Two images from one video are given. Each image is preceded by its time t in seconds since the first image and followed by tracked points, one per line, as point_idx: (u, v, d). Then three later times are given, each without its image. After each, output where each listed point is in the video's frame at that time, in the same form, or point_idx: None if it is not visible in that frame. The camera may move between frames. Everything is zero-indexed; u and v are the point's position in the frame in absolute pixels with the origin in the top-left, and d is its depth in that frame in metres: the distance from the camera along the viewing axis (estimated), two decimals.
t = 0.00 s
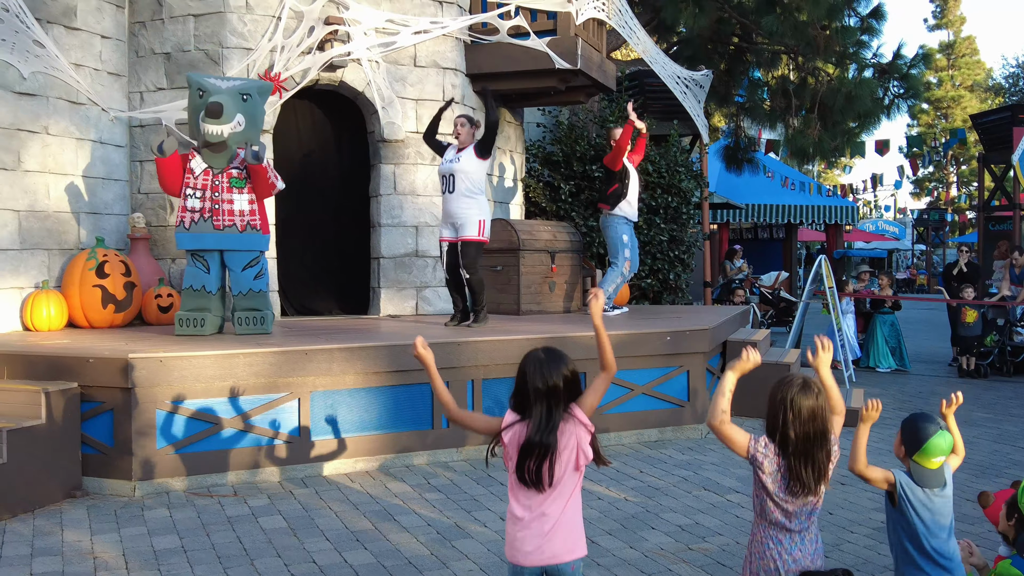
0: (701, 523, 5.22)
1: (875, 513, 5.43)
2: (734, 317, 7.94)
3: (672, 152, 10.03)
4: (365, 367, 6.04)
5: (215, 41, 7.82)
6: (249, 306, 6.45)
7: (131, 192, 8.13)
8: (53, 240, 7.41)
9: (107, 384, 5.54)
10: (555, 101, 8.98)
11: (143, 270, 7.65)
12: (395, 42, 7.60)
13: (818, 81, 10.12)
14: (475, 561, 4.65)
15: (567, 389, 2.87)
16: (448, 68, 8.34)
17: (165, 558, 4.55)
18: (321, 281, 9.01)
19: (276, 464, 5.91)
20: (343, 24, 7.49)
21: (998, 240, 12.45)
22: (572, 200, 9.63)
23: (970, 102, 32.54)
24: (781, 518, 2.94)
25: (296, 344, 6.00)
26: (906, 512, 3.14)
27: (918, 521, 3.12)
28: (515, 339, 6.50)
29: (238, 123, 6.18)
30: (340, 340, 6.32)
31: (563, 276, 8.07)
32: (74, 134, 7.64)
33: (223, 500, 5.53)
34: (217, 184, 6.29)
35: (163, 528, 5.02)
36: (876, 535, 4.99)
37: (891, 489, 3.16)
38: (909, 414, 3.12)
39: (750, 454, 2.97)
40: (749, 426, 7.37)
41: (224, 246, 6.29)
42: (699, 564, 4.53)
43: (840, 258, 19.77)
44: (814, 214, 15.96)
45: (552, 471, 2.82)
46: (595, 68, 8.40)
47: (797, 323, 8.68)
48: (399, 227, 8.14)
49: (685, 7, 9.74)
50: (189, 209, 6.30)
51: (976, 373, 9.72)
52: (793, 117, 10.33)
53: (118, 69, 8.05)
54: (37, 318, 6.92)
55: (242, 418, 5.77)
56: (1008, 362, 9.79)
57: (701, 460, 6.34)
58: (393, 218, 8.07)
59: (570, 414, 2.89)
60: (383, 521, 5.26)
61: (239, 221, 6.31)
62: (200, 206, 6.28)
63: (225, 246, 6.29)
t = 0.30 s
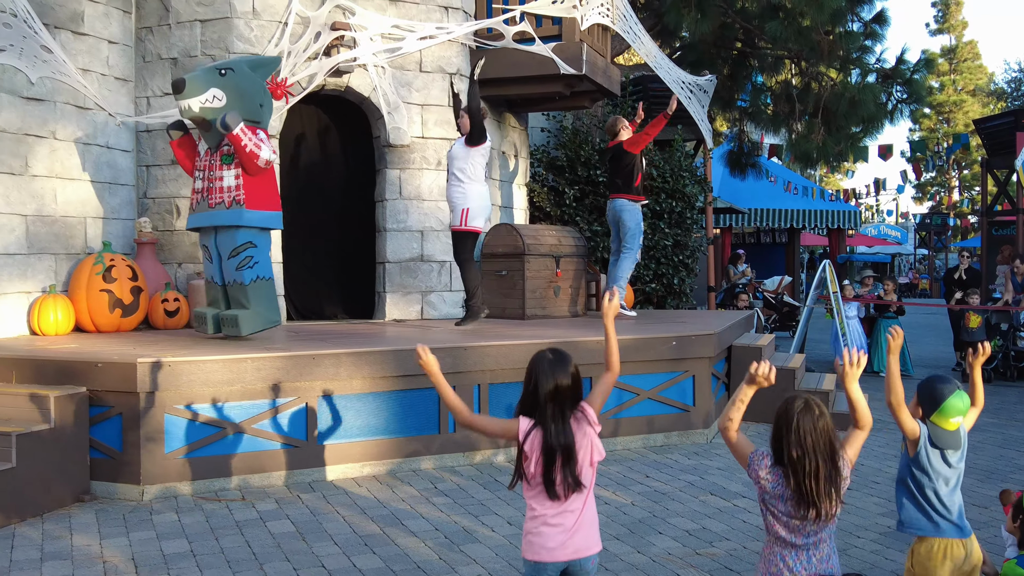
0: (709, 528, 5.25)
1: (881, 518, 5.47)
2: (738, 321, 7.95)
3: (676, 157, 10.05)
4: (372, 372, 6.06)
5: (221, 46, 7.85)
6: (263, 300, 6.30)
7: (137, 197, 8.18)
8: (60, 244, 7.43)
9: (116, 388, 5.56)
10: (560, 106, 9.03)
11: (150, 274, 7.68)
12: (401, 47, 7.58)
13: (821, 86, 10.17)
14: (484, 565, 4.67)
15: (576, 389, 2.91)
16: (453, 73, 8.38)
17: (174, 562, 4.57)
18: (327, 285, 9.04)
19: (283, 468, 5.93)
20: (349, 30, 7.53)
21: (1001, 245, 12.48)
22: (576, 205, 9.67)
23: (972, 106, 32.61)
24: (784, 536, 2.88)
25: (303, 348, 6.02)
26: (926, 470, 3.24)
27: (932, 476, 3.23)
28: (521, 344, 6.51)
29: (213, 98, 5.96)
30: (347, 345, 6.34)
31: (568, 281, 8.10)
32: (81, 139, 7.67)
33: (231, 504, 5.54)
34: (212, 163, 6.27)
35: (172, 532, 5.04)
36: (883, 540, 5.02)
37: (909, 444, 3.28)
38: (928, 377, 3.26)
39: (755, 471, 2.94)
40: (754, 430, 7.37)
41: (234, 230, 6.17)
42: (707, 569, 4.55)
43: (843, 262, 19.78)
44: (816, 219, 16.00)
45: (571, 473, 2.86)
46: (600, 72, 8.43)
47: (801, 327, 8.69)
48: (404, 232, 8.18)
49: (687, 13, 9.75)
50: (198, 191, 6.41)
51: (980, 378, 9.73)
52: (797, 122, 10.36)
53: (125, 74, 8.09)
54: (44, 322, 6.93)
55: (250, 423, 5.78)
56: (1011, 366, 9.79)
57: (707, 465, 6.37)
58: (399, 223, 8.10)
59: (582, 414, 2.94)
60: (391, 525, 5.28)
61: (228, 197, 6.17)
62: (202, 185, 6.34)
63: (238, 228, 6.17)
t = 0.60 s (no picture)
0: (714, 535, 5.27)
1: (886, 526, 5.50)
2: (741, 329, 7.98)
3: (678, 165, 10.09)
4: (377, 380, 6.08)
5: (226, 55, 7.89)
6: (262, 314, 6.32)
7: (142, 205, 8.22)
8: (65, 252, 7.46)
9: (122, 396, 5.58)
10: (563, 114, 9.07)
11: (155, 282, 7.71)
12: (405, 56, 7.61)
13: (823, 94, 10.21)
14: (489, 573, 4.69)
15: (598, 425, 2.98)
16: (457, 81, 8.40)
17: (181, 569, 4.58)
18: (331, 292, 9.05)
19: (289, 475, 5.94)
20: (353, 39, 7.60)
21: (1002, 252, 12.51)
22: (579, 212, 9.70)
23: (972, 114, 32.71)
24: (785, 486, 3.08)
25: (309, 356, 6.04)
26: (948, 486, 3.26)
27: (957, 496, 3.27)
28: (526, 350, 6.54)
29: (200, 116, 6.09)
30: (352, 352, 6.36)
31: (571, 289, 8.11)
32: (86, 147, 7.70)
33: (237, 512, 5.56)
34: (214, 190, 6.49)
35: (178, 540, 5.05)
36: (888, 548, 5.05)
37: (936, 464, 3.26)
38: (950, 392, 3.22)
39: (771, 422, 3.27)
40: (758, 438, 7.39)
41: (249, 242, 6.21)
42: None
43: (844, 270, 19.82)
44: (818, 226, 16.04)
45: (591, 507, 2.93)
46: (602, 81, 8.48)
47: (803, 335, 8.70)
48: (408, 239, 8.20)
49: (688, 21, 9.80)
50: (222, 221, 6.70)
51: (982, 385, 9.75)
52: (798, 129, 10.38)
53: (130, 83, 8.13)
54: (49, 330, 6.95)
55: (255, 431, 5.80)
56: (1014, 373, 9.81)
57: (712, 473, 6.39)
58: (402, 230, 8.12)
59: (602, 435, 3.01)
60: (397, 533, 5.29)
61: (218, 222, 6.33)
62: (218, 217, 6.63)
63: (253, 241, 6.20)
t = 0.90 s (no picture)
0: (718, 542, 5.27)
1: (890, 533, 5.54)
2: (744, 336, 8.00)
3: (680, 172, 10.10)
4: (381, 387, 6.08)
5: (229, 62, 7.91)
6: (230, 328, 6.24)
7: (144, 212, 8.23)
8: (67, 259, 7.46)
9: (126, 403, 5.57)
10: (565, 122, 9.08)
11: (158, 289, 7.70)
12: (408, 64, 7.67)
13: (824, 101, 10.24)
14: None
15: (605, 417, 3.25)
16: (460, 89, 8.42)
17: None
18: (333, 299, 9.06)
19: (293, 483, 5.93)
20: (355, 47, 7.62)
21: (1004, 259, 12.52)
22: (580, 219, 9.72)
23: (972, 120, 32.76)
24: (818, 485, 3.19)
25: (312, 363, 6.04)
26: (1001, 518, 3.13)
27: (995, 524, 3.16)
28: (529, 358, 6.54)
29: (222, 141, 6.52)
30: (356, 359, 6.37)
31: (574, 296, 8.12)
32: (89, 154, 7.72)
33: (240, 519, 5.55)
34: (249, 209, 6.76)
35: (182, 547, 5.05)
36: (892, 556, 5.05)
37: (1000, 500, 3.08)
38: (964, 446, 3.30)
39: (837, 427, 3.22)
40: (761, 445, 7.38)
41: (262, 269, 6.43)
42: None
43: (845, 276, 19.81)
44: (819, 232, 16.05)
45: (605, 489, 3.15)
46: (604, 88, 8.49)
47: (805, 342, 8.69)
48: (410, 246, 8.21)
49: (689, 28, 9.83)
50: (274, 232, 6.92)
51: (984, 392, 9.75)
52: (799, 136, 10.39)
53: (133, 90, 8.15)
54: (51, 337, 6.95)
55: (258, 438, 5.79)
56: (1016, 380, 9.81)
57: (715, 480, 6.38)
58: (405, 237, 8.13)
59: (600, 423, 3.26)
60: (400, 541, 5.29)
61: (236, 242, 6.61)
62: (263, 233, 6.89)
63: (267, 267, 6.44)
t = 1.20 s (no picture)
0: (720, 544, 5.26)
1: (893, 535, 5.56)
2: (747, 338, 7.99)
3: (682, 173, 10.09)
4: (383, 389, 6.07)
5: (230, 64, 7.90)
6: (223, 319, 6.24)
7: (145, 214, 8.22)
8: (68, 261, 7.45)
9: (127, 405, 5.56)
10: (565, 123, 9.10)
11: (158, 290, 7.69)
12: (408, 65, 7.68)
13: (825, 103, 10.18)
14: None
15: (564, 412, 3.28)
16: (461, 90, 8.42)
17: None
18: (334, 302, 9.05)
19: (294, 485, 5.92)
20: (357, 48, 7.63)
21: (1005, 261, 12.51)
22: (582, 221, 9.70)
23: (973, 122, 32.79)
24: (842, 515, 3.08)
25: (314, 365, 6.03)
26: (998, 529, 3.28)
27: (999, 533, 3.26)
28: (531, 359, 6.53)
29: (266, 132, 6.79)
30: (357, 361, 6.36)
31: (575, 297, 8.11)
32: (90, 156, 7.71)
33: (241, 521, 5.54)
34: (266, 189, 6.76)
35: (183, 549, 5.04)
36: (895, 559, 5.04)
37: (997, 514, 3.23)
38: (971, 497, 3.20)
39: (872, 472, 3.00)
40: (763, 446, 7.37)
41: (255, 243, 6.40)
42: None
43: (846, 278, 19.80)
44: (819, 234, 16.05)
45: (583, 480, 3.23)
46: (606, 90, 8.49)
47: (806, 344, 8.67)
48: (411, 248, 8.20)
49: (690, 30, 9.83)
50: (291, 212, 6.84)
51: (986, 394, 9.74)
52: (800, 138, 10.36)
53: (134, 92, 8.14)
54: (52, 339, 6.93)
55: (259, 440, 5.77)
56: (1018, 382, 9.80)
57: (717, 482, 6.37)
58: (406, 239, 8.12)
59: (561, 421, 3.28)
60: (402, 543, 5.28)
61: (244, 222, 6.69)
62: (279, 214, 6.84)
63: (256, 244, 6.40)
